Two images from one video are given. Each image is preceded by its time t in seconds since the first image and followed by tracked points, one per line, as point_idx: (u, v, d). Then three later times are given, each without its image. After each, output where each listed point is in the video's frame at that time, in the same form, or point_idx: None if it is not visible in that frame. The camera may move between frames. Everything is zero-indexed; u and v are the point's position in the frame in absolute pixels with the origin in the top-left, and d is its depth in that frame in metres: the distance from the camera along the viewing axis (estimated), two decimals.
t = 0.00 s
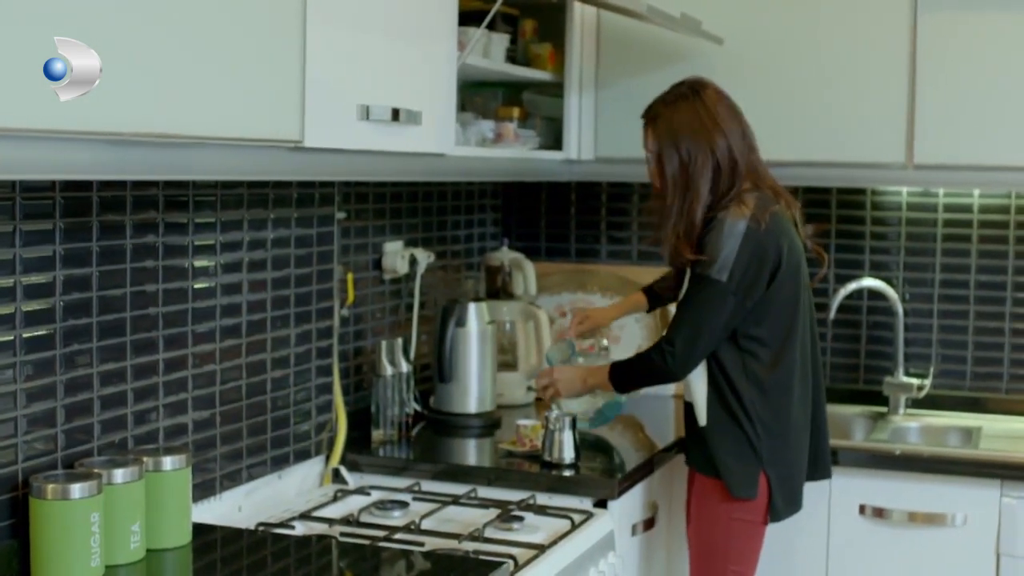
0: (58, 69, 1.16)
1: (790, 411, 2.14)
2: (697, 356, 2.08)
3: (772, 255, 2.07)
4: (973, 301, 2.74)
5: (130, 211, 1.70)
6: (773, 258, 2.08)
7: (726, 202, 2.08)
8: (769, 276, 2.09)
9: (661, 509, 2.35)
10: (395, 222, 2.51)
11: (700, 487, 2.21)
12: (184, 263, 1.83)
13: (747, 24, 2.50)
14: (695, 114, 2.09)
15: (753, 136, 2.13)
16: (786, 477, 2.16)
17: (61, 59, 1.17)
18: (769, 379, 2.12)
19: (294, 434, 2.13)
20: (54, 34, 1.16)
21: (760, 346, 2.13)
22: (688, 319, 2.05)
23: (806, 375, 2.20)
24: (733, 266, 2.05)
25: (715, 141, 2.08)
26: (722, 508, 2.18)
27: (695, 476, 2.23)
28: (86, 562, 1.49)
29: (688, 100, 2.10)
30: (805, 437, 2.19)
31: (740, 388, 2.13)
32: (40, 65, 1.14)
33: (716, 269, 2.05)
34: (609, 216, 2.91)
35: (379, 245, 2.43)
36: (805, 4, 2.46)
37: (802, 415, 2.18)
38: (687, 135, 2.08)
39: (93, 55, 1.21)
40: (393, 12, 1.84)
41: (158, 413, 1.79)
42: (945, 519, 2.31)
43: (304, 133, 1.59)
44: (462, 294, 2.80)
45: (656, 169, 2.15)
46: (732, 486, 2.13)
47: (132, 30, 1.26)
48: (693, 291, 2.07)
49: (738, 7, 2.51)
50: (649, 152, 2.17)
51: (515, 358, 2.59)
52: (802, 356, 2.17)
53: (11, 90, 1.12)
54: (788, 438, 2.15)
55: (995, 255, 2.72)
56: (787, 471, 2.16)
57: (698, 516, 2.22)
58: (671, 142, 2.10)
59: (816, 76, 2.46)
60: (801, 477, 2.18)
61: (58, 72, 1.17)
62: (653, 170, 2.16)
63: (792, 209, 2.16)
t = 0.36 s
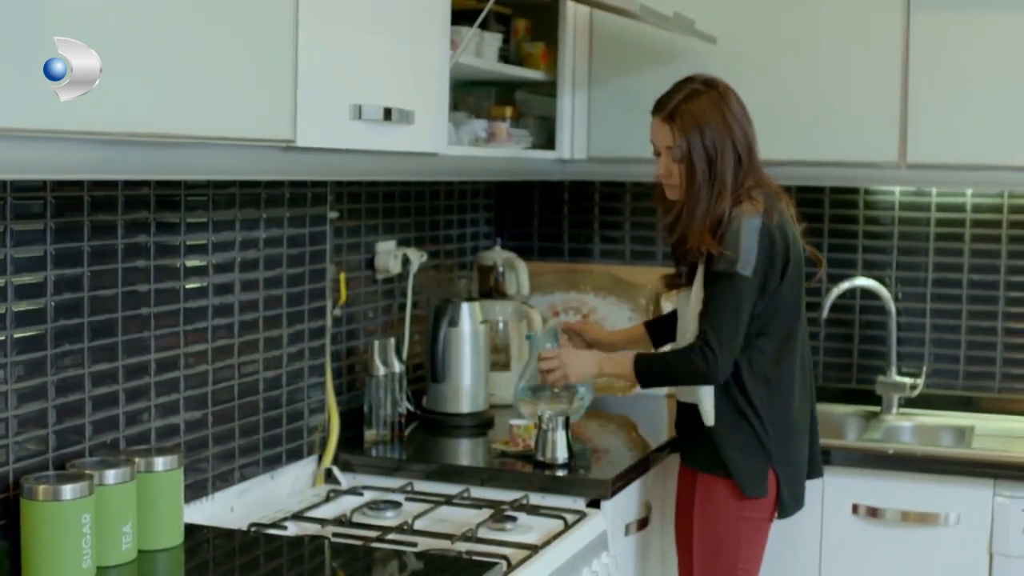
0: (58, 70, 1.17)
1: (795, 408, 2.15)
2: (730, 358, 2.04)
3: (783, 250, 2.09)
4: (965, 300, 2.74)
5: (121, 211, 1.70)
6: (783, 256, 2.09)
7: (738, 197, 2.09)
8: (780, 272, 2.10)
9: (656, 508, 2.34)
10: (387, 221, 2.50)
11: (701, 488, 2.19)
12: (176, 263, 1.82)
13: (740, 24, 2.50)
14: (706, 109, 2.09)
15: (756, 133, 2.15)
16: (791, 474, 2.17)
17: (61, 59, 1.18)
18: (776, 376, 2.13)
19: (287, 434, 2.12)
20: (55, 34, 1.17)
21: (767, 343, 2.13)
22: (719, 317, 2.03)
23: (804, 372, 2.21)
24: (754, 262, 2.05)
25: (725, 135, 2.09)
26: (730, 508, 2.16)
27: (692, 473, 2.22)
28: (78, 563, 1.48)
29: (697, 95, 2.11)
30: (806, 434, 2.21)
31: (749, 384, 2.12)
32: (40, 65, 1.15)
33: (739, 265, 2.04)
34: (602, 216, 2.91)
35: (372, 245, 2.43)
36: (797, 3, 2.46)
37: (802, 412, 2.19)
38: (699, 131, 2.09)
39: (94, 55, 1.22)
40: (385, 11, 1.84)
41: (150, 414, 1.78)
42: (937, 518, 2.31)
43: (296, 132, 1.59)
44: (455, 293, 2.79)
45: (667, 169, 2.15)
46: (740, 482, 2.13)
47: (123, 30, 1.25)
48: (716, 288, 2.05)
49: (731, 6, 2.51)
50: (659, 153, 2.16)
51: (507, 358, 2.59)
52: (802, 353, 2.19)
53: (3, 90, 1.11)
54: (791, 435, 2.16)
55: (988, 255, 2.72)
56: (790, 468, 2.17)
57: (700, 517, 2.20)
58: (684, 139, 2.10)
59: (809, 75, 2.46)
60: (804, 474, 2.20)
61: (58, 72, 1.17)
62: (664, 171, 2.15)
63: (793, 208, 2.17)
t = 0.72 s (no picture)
0: (58, 69, 1.18)
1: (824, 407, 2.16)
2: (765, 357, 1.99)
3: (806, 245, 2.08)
4: (959, 299, 2.73)
5: (112, 211, 1.69)
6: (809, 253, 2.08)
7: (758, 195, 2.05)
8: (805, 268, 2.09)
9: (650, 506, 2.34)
10: (380, 221, 2.49)
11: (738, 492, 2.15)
12: (167, 263, 1.81)
13: (733, 23, 2.49)
14: (721, 107, 2.06)
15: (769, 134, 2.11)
16: (824, 473, 2.17)
17: (62, 59, 1.18)
18: (807, 374, 2.13)
19: (279, 435, 2.12)
20: (55, 34, 1.17)
21: (801, 341, 2.13)
22: (756, 313, 1.99)
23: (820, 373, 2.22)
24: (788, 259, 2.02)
25: (742, 133, 2.06)
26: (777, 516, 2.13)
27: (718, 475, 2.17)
28: (69, 566, 1.47)
29: (711, 94, 2.07)
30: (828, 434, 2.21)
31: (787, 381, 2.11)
32: (30, 64, 1.14)
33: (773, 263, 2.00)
34: (595, 215, 2.90)
35: (364, 244, 2.42)
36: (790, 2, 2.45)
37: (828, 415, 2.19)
38: (716, 130, 2.05)
39: (95, 55, 1.22)
40: (376, 9, 1.83)
41: (142, 414, 1.77)
42: (931, 517, 2.31)
43: (287, 131, 1.58)
44: (447, 293, 2.78)
45: (683, 170, 2.11)
46: (785, 481, 2.10)
47: (114, 29, 1.25)
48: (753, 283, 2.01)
49: (724, 5, 2.50)
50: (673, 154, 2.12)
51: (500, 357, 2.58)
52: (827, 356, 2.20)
53: None
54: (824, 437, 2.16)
55: (981, 254, 2.71)
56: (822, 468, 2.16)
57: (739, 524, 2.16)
58: (701, 139, 2.06)
59: (803, 74, 2.46)
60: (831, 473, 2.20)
61: (58, 72, 1.18)
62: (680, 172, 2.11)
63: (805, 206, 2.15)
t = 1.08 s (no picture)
0: (58, 70, 1.19)
1: (843, 403, 2.13)
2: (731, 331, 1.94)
3: (822, 251, 2.03)
4: (950, 295, 2.73)
5: (98, 209, 1.68)
6: (826, 256, 2.04)
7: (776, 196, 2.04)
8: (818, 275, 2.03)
9: (640, 503, 2.32)
10: (369, 218, 2.48)
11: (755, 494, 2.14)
12: (153, 261, 1.80)
13: (723, 18, 2.48)
14: (745, 107, 2.05)
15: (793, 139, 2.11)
16: (844, 470, 2.14)
17: (61, 60, 1.19)
18: (824, 370, 2.11)
19: (267, 434, 2.10)
20: (55, 34, 1.18)
21: (817, 337, 2.10)
22: (735, 288, 1.95)
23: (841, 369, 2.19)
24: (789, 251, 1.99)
25: (765, 135, 2.05)
26: (796, 517, 2.12)
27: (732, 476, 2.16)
28: (54, 567, 1.46)
29: (735, 95, 2.07)
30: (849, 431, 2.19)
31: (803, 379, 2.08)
32: (13, 61, 1.13)
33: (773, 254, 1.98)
34: (586, 212, 2.88)
35: (354, 242, 2.41)
36: None
37: (851, 417, 2.17)
38: (738, 131, 2.04)
39: (94, 56, 1.23)
40: (364, 5, 1.82)
41: (129, 414, 1.76)
42: (923, 515, 2.30)
43: (274, 128, 1.57)
44: (438, 290, 2.77)
45: (704, 170, 2.10)
46: (801, 479, 2.08)
47: (99, 26, 1.23)
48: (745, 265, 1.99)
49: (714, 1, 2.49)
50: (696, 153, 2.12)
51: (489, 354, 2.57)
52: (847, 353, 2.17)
53: None
54: (844, 436, 2.13)
55: (973, 250, 2.71)
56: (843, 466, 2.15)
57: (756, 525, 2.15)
58: (723, 139, 2.05)
59: (794, 70, 2.45)
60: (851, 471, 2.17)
61: (58, 72, 1.19)
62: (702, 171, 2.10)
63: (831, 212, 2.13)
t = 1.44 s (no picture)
0: (58, 70, 1.20)
1: (822, 399, 2.12)
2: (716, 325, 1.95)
3: (805, 250, 2.04)
4: (938, 290, 2.72)
5: (77, 205, 1.66)
6: (807, 251, 2.04)
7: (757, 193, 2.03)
8: (799, 271, 2.04)
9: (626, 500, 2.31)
10: (354, 214, 2.46)
11: (733, 489, 2.13)
12: (135, 258, 1.78)
13: (709, 12, 2.47)
14: (729, 104, 2.04)
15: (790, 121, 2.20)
16: (822, 465, 2.13)
17: (61, 60, 1.20)
18: (803, 365, 2.10)
19: (251, 432, 2.09)
20: (55, 34, 1.19)
21: (797, 331, 2.09)
22: (719, 279, 1.95)
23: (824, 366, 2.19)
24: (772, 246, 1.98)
25: (752, 132, 2.03)
26: (777, 514, 2.10)
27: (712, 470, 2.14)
28: (34, 568, 1.44)
29: (721, 91, 2.06)
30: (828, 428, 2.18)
31: (783, 373, 2.07)
32: None
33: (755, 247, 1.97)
34: (573, 207, 2.87)
35: (338, 238, 2.39)
36: None
37: (830, 413, 2.16)
38: (725, 129, 2.03)
39: (93, 56, 1.24)
40: None
41: (110, 412, 1.75)
42: (911, 511, 2.29)
43: (255, 124, 1.55)
44: (423, 287, 2.75)
45: (691, 165, 2.10)
46: (778, 473, 2.07)
47: (78, 21, 1.22)
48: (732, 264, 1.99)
49: None
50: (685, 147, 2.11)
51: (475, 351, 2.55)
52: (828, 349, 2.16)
53: None
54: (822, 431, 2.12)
55: (960, 245, 2.70)
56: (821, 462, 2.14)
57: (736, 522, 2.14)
58: (708, 137, 2.05)
59: (780, 64, 2.44)
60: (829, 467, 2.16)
61: (58, 72, 1.20)
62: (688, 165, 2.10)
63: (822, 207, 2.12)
